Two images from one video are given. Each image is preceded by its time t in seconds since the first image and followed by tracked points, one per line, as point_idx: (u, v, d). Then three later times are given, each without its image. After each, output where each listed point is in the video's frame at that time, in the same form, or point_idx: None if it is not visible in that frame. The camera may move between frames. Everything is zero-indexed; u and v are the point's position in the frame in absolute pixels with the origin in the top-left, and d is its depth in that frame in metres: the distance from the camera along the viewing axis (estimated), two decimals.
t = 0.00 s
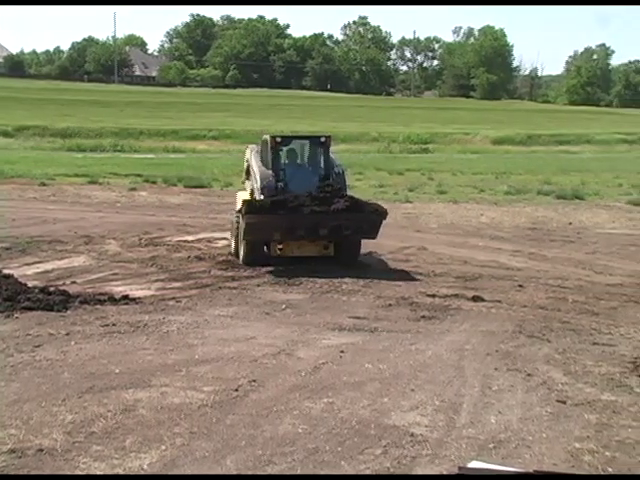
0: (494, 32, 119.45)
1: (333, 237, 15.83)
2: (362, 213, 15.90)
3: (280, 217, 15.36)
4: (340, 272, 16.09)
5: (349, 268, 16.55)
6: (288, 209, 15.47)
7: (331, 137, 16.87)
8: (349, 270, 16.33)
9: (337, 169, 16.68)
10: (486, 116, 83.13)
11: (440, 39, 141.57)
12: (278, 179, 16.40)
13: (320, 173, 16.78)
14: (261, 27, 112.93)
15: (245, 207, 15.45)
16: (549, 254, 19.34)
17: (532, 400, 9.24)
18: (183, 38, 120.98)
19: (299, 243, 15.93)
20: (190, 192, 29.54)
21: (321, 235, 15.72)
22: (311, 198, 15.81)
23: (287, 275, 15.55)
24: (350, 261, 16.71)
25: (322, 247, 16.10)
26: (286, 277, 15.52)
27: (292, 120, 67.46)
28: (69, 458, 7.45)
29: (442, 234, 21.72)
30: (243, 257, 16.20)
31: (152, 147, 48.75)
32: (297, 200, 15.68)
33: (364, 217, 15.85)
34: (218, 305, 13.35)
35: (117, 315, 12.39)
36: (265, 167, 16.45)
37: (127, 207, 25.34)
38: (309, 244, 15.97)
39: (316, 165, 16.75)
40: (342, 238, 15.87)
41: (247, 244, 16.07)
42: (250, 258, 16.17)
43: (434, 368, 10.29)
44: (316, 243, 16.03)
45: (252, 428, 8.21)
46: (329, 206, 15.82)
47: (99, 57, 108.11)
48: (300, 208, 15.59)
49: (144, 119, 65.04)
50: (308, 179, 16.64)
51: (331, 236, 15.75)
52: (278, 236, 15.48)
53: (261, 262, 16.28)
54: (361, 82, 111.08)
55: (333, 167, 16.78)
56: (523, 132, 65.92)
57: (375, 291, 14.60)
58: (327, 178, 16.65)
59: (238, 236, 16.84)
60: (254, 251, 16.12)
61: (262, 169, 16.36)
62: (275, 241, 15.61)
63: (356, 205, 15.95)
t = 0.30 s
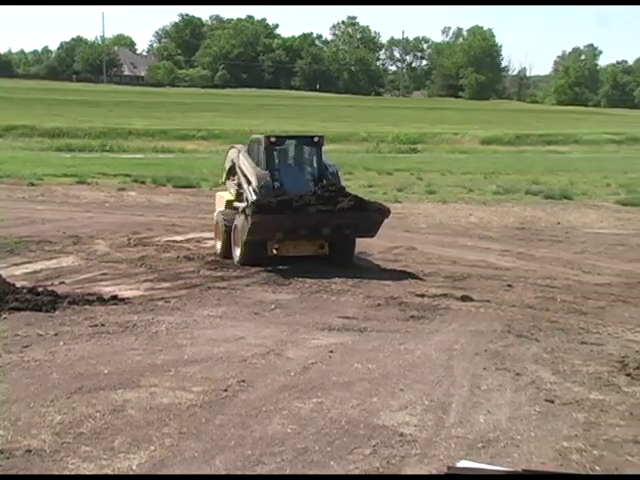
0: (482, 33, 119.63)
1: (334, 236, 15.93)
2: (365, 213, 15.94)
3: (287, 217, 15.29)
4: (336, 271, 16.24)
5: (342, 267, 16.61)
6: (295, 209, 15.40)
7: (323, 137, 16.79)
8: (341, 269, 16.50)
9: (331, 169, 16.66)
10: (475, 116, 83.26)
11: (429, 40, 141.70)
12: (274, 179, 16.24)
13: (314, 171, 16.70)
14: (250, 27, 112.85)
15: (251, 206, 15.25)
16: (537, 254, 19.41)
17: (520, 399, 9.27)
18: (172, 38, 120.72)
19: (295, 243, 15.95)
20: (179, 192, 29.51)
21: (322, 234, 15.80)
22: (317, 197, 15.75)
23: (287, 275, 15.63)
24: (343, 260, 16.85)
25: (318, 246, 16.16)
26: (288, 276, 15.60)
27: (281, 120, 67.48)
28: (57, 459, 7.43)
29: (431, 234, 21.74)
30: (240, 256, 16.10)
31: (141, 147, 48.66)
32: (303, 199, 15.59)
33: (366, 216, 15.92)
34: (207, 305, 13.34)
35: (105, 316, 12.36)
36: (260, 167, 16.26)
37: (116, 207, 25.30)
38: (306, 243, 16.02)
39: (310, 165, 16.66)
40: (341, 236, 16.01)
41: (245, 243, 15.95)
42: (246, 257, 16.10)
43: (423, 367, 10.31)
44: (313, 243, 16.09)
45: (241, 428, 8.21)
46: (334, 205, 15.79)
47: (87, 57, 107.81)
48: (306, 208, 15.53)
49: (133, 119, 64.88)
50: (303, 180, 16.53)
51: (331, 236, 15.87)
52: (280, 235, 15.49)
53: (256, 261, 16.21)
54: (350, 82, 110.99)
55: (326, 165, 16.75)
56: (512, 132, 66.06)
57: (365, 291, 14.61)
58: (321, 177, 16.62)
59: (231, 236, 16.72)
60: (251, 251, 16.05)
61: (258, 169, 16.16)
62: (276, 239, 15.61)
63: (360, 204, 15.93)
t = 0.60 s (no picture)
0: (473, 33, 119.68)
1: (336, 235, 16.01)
2: (369, 213, 16.02)
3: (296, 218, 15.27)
4: (335, 271, 16.26)
5: (334, 268, 16.57)
6: (303, 210, 15.38)
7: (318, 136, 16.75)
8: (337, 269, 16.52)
9: (327, 168, 16.71)
10: (465, 117, 83.32)
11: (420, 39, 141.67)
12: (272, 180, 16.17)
13: (310, 169, 16.68)
14: (241, 27, 112.43)
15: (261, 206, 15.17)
16: (528, 253, 19.45)
17: (511, 399, 9.29)
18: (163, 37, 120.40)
19: (293, 243, 15.88)
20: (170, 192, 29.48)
21: (325, 235, 15.86)
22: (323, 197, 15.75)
23: (288, 276, 15.65)
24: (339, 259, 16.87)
25: (315, 247, 16.12)
26: (284, 276, 15.62)
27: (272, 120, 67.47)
28: (47, 460, 7.42)
29: (422, 234, 21.76)
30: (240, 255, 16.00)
31: (132, 147, 48.57)
32: (310, 199, 15.58)
33: (370, 217, 16.03)
34: (198, 305, 13.34)
35: (96, 316, 12.34)
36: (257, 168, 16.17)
37: (107, 207, 25.26)
38: (304, 244, 15.97)
39: (306, 164, 16.64)
40: (342, 236, 16.12)
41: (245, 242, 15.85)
42: (245, 256, 16.01)
43: (413, 367, 10.32)
44: (311, 243, 16.04)
45: (232, 428, 8.20)
46: (340, 206, 15.86)
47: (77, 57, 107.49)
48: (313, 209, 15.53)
49: (123, 118, 64.73)
50: (299, 179, 16.52)
51: (333, 236, 15.96)
52: (284, 235, 15.48)
53: (255, 261, 16.12)
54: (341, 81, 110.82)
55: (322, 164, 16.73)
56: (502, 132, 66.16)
57: (355, 290, 14.62)
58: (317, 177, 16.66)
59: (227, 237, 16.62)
60: (251, 251, 15.95)
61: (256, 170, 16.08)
62: (280, 239, 15.58)
63: (366, 204, 16.03)
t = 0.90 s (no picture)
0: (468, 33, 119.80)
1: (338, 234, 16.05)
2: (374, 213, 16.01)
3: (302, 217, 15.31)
4: (334, 271, 16.32)
5: (330, 267, 16.56)
6: (310, 209, 15.40)
7: (315, 136, 16.76)
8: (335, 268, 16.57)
9: (325, 168, 16.64)
10: (461, 117, 83.36)
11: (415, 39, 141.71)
12: (272, 180, 16.15)
13: (309, 170, 16.62)
14: (236, 27, 112.39)
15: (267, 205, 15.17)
16: (522, 253, 19.49)
17: (506, 398, 9.30)
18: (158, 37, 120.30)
19: (293, 243, 15.96)
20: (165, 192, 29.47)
21: (328, 234, 15.91)
22: (328, 196, 15.75)
23: (288, 274, 15.69)
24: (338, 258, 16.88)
25: (315, 246, 16.22)
26: (281, 276, 15.61)
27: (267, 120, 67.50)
28: (42, 460, 7.41)
29: (417, 234, 21.78)
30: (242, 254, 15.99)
31: (126, 147, 48.52)
32: (316, 198, 15.58)
33: (374, 216, 16.00)
34: (193, 305, 13.34)
35: (90, 316, 12.31)
36: (257, 167, 16.19)
37: (102, 207, 25.24)
38: (303, 244, 16.06)
39: (304, 165, 16.59)
40: (343, 236, 16.16)
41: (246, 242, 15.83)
42: (247, 256, 16.00)
43: (408, 367, 10.33)
44: (311, 243, 16.14)
45: (227, 428, 8.21)
46: (345, 205, 15.84)
47: (72, 57, 107.43)
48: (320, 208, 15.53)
49: (117, 118, 64.66)
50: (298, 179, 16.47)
51: (335, 235, 16.01)
52: (288, 235, 15.53)
53: (255, 262, 16.13)
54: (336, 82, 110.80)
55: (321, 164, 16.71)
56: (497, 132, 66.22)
57: (351, 290, 14.62)
58: (315, 176, 16.59)
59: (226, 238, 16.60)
60: (253, 252, 15.97)
61: (256, 169, 16.07)
62: (283, 239, 15.62)
63: (370, 203, 16.00)
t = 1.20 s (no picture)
0: (460, 34, 119.91)
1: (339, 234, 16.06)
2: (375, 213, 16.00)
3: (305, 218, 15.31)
4: (331, 271, 16.32)
5: (322, 267, 16.54)
6: (313, 210, 15.40)
7: (312, 136, 16.72)
8: (330, 268, 16.54)
9: (322, 168, 16.58)
10: (453, 117, 83.45)
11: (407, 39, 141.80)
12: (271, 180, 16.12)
13: (307, 170, 16.58)
14: (228, 27, 112.30)
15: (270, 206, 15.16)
16: (514, 253, 19.53)
17: (497, 398, 9.30)
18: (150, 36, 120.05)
19: (291, 243, 15.88)
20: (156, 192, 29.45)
21: (329, 234, 15.93)
22: (330, 196, 15.73)
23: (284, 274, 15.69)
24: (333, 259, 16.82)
25: (312, 246, 16.13)
26: (274, 276, 15.56)
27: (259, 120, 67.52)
28: (33, 461, 7.40)
29: (409, 234, 21.80)
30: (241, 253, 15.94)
31: (118, 147, 48.44)
32: (319, 199, 15.58)
33: (374, 216, 15.99)
34: (185, 305, 13.32)
35: (82, 317, 12.28)
36: (255, 167, 16.16)
37: (94, 207, 25.21)
38: (301, 244, 16.00)
39: (301, 165, 16.54)
40: (343, 236, 16.16)
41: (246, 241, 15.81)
42: (246, 255, 15.96)
43: (400, 367, 10.33)
44: (309, 243, 16.07)
45: (219, 428, 8.20)
46: (347, 206, 15.83)
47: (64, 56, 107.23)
48: (322, 209, 15.51)
49: (109, 118, 64.54)
50: (295, 179, 16.45)
51: (335, 236, 16.02)
52: (290, 235, 15.53)
53: (254, 263, 16.12)
54: (328, 82, 110.80)
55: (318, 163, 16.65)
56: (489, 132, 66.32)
57: (343, 290, 14.62)
58: (312, 176, 16.54)
59: (223, 238, 16.55)
60: (252, 252, 15.95)
61: (254, 169, 16.03)
62: (284, 239, 15.61)
63: (372, 203, 15.98)
